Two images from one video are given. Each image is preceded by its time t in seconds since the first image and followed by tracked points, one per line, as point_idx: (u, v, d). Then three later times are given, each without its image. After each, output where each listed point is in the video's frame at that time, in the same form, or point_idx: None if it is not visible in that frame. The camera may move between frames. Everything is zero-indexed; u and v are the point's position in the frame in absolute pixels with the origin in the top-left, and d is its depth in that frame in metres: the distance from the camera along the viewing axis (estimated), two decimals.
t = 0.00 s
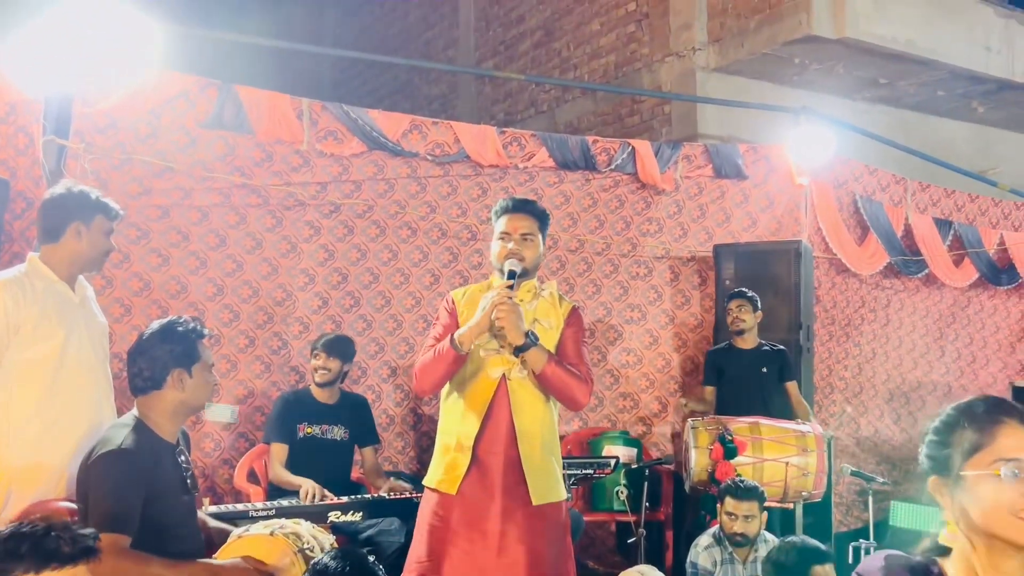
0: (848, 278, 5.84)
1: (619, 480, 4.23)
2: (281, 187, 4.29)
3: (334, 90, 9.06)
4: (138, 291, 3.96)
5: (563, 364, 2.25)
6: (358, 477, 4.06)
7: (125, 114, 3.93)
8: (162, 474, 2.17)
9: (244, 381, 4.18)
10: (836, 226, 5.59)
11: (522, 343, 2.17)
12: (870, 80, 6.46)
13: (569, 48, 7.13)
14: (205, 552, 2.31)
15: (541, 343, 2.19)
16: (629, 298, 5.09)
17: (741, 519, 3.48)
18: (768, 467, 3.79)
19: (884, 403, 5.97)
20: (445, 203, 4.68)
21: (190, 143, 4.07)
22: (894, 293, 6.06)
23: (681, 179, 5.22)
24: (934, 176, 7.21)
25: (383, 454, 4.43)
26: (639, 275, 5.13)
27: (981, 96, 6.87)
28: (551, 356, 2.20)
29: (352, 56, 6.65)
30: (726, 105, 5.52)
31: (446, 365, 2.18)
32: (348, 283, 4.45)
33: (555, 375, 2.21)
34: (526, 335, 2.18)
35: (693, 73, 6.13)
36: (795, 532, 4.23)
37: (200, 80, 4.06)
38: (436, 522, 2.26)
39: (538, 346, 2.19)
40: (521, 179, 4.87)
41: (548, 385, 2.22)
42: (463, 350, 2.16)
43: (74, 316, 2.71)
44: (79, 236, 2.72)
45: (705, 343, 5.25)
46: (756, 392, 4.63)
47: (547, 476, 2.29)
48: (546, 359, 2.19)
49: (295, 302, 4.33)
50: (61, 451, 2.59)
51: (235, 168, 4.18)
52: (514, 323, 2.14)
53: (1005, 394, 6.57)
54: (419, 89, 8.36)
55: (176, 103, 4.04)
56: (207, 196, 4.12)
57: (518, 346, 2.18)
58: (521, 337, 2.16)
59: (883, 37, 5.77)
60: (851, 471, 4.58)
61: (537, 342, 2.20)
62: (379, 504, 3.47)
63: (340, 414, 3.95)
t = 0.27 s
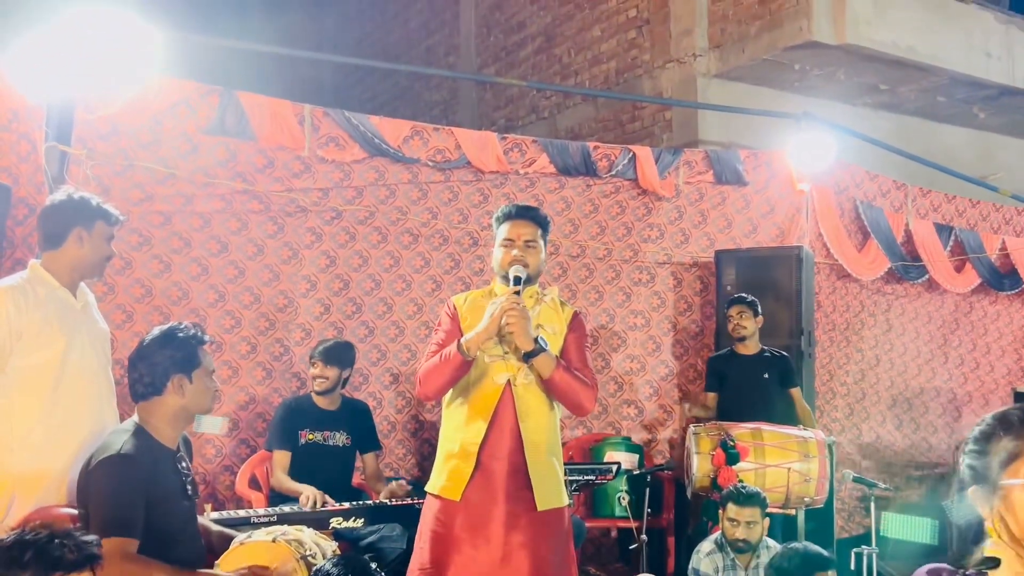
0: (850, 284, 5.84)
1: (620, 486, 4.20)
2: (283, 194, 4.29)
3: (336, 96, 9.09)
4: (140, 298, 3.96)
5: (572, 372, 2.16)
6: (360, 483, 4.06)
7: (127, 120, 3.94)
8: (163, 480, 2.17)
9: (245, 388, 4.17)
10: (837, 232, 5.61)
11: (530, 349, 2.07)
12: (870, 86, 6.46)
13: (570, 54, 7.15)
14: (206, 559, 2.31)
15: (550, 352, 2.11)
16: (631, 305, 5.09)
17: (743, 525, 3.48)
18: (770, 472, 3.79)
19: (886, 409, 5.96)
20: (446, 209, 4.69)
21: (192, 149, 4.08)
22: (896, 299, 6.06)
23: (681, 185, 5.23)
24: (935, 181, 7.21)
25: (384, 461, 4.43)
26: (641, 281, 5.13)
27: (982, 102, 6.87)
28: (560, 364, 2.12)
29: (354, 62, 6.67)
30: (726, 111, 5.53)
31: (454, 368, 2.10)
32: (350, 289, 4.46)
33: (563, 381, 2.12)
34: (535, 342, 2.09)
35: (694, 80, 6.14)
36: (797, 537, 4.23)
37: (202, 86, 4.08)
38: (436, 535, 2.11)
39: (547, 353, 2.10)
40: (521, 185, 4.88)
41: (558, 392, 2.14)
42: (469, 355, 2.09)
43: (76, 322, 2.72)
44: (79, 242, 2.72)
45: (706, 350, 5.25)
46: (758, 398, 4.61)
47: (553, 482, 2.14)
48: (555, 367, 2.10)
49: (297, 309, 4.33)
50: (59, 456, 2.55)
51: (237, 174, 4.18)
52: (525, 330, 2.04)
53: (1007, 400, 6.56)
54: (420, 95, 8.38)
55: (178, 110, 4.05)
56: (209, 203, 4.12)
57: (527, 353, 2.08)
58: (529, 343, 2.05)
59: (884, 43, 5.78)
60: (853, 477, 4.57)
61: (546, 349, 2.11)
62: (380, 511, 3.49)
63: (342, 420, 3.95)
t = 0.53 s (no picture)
0: (853, 285, 5.84)
1: (624, 487, 4.21)
2: (286, 196, 4.31)
3: (338, 98, 9.10)
4: (144, 300, 3.98)
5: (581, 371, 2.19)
6: (363, 485, 4.07)
7: (131, 123, 3.95)
8: (166, 481, 2.18)
9: (249, 390, 4.18)
10: (839, 233, 5.61)
11: (546, 350, 2.09)
12: (874, 87, 6.46)
13: (573, 56, 7.16)
14: (210, 560, 2.32)
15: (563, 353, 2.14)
16: (634, 306, 5.10)
17: (746, 526, 3.48)
18: (773, 474, 3.79)
19: (890, 411, 5.96)
20: (449, 211, 4.70)
21: (196, 152, 4.09)
22: (900, 301, 6.05)
23: (684, 187, 5.23)
24: (938, 182, 7.21)
25: (387, 462, 4.44)
26: (643, 282, 5.14)
27: (985, 103, 6.87)
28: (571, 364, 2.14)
29: (357, 64, 6.68)
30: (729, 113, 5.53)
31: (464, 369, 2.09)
32: (353, 291, 4.47)
33: (575, 382, 2.15)
34: (548, 342, 2.10)
35: (697, 81, 6.14)
36: (800, 538, 4.24)
37: (206, 89, 4.09)
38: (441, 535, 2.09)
39: (560, 354, 2.12)
40: (524, 186, 4.88)
41: (569, 390, 2.16)
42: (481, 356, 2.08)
43: (81, 324, 2.73)
44: (86, 245, 2.74)
45: (709, 352, 5.26)
46: (761, 400, 4.61)
47: (562, 480, 2.14)
48: (567, 367, 2.12)
49: (301, 311, 4.34)
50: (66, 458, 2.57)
51: (240, 177, 4.19)
52: (542, 332, 2.05)
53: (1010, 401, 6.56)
54: (423, 97, 8.39)
55: (183, 113, 4.06)
56: (213, 205, 4.14)
57: (541, 354, 2.10)
58: (545, 345, 2.07)
59: (887, 44, 5.78)
60: (856, 478, 4.56)
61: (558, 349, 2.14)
62: (383, 511, 3.50)
63: (346, 421, 3.96)
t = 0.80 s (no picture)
0: (857, 280, 5.83)
1: (626, 480, 4.25)
2: (290, 190, 4.32)
3: (342, 94, 9.12)
4: (149, 293, 4.00)
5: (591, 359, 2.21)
6: (366, 477, 4.08)
7: (135, 117, 3.97)
8: (171, 471, 2.20)
9: (254, 383, 4.20)
10: (843, 229, 5.63)
11: (563, 339, 2.10)
12: (877, 81, 6.45)
13: (576, 51, 7.16)
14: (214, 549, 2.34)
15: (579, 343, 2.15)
16: (635, 299, 5.11)
17: (748, 518, 3.48)
18: (775, 466, 3.80)
19: (893, 406, 5.97)
20: (452, 205, 4.71)
21: (200, 146, 4.11)
22: (905, 296, 6.05)
23: (687, 181, 5.24)
24: (943, 177, 7.20)
25: (391, 456, 4.46)
26: (645, 275, 5.15)
27: (989, 97, 6.85)
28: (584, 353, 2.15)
29: (361, 59, 6.70)
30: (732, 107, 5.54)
31: (479, 358, 2.04)
32: (357, 285, 4.48)
33: (588, 371, 2.17)
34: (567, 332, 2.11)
35: (700, 75, 6.14)
36: (803, 531, 4.25)
37: (210, 84, 4.11)
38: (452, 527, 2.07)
39: (575, 343, 2.14)
40: (526, 180, 4.90)
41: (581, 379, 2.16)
42: (498, 345, 2.05)
43: (91, 315, 2.73)
44: (95, 238, 2.73)
45: (711, 346, 5.27)
46: (763, 394, 4.62)
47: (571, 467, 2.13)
48: (582, 356, 2.14)
49: (304, 304, 4.35)
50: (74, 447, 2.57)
51: (244, 171, 4.21)
52: (564, 322, 2.07)
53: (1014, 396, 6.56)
54: (426, 93, 8.40)
55: (187, 107, 4.08)
56: (217, 199, 4.15)
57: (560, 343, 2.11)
58: (565, 334, 2.08)
59: (890, 38, 5.77)
60: (859, 471, 4.55)
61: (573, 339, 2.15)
62: (388, 504, 3.55)
63: (350, 414, 3.98)
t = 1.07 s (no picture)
0: (859, 274, 5.83)
1: (626, 473, 4.25)
2: (291, 183, 4.33)
3: (344, 89, 9.13)
4: (151, 287, 4.01)
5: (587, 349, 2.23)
6: (368, 470, 4.10)
7: (136, 112, 3.98)
8: (172, 463, 2.22)
9: (256, 376, 4.22)
10: (845, 222, 5.63)
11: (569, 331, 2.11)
12: (879, 75, 6.45)
13: (577, 45, 7.16)
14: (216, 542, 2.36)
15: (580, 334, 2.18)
16: (634, 291, 5.12)
17: (747, 510, 3.50)
18: (774, 460, 3.80)
19: (895, 399, 5.97)
20: (453, 198, 4.72)
21: (201, 140, 4.11)
22: (906, 290, 6.05)
23: (687, 174, 5.24)
24: (945, 171, 7.19)
25: (392, 448, 4.47)
26: (644, 268, 5.15)
27: (991, 91, 6.84)
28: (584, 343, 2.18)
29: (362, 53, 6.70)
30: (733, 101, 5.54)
31: (482, 349, 2.00)
32: (358, 278, 4.49)
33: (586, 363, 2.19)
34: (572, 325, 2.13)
35: (701, 69, 6.13)
36: (803, 524, 4.26)
37: (211, 78, 4.12)
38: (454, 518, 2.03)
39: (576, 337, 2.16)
40: (527, 174, 4.90)
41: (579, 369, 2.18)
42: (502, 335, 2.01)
43: (95, 309, 2.71)
44: (97, 233, 2.71)
45: (712, 339, 5.27)
46: (763, 387, 4.62)
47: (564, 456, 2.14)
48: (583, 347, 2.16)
49: (305, 297, 4.37)
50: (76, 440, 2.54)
51: (245, 165, 4.22)
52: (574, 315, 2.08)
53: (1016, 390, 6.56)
54: (428, 87, 8.40)
55: (188, 101, 4.09)
56: (218, 193, 4.16)
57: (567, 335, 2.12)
58: (571, 327, 2.10)
59: (892, 31, 5.76)
60: (858, 463, 4.52)
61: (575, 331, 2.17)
62: (389, 496, 3.55)
63: (351, 407, 4.00)
